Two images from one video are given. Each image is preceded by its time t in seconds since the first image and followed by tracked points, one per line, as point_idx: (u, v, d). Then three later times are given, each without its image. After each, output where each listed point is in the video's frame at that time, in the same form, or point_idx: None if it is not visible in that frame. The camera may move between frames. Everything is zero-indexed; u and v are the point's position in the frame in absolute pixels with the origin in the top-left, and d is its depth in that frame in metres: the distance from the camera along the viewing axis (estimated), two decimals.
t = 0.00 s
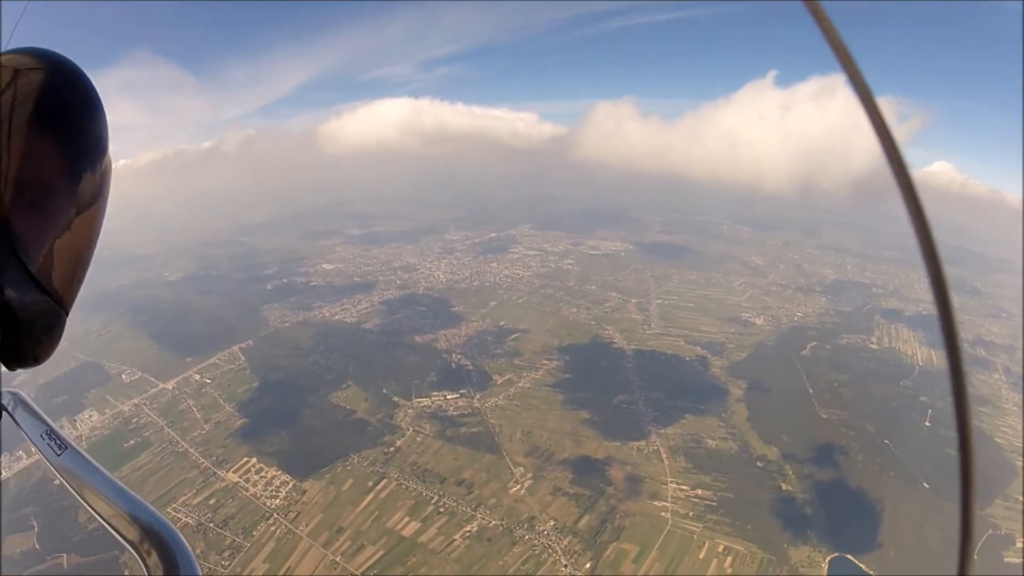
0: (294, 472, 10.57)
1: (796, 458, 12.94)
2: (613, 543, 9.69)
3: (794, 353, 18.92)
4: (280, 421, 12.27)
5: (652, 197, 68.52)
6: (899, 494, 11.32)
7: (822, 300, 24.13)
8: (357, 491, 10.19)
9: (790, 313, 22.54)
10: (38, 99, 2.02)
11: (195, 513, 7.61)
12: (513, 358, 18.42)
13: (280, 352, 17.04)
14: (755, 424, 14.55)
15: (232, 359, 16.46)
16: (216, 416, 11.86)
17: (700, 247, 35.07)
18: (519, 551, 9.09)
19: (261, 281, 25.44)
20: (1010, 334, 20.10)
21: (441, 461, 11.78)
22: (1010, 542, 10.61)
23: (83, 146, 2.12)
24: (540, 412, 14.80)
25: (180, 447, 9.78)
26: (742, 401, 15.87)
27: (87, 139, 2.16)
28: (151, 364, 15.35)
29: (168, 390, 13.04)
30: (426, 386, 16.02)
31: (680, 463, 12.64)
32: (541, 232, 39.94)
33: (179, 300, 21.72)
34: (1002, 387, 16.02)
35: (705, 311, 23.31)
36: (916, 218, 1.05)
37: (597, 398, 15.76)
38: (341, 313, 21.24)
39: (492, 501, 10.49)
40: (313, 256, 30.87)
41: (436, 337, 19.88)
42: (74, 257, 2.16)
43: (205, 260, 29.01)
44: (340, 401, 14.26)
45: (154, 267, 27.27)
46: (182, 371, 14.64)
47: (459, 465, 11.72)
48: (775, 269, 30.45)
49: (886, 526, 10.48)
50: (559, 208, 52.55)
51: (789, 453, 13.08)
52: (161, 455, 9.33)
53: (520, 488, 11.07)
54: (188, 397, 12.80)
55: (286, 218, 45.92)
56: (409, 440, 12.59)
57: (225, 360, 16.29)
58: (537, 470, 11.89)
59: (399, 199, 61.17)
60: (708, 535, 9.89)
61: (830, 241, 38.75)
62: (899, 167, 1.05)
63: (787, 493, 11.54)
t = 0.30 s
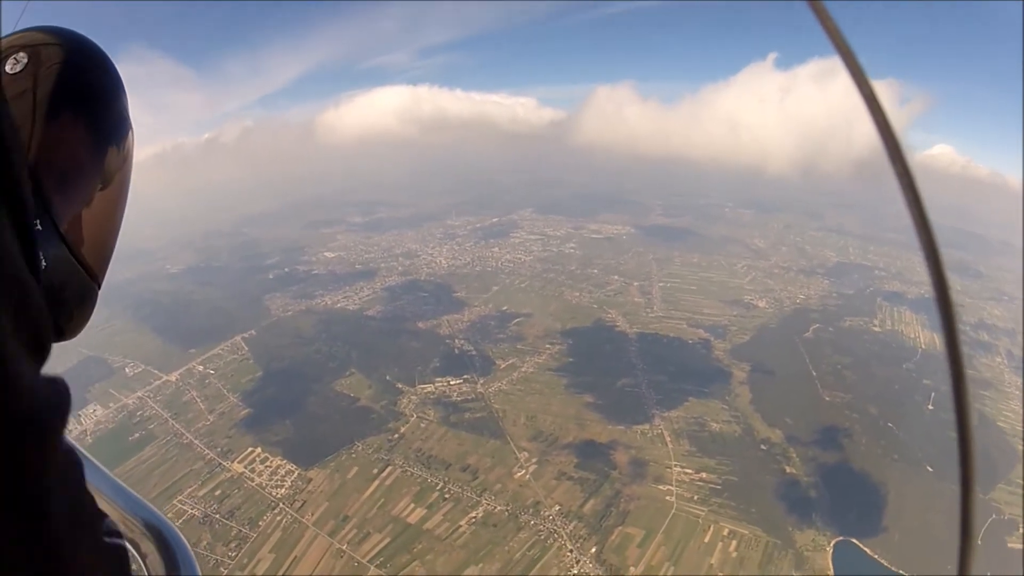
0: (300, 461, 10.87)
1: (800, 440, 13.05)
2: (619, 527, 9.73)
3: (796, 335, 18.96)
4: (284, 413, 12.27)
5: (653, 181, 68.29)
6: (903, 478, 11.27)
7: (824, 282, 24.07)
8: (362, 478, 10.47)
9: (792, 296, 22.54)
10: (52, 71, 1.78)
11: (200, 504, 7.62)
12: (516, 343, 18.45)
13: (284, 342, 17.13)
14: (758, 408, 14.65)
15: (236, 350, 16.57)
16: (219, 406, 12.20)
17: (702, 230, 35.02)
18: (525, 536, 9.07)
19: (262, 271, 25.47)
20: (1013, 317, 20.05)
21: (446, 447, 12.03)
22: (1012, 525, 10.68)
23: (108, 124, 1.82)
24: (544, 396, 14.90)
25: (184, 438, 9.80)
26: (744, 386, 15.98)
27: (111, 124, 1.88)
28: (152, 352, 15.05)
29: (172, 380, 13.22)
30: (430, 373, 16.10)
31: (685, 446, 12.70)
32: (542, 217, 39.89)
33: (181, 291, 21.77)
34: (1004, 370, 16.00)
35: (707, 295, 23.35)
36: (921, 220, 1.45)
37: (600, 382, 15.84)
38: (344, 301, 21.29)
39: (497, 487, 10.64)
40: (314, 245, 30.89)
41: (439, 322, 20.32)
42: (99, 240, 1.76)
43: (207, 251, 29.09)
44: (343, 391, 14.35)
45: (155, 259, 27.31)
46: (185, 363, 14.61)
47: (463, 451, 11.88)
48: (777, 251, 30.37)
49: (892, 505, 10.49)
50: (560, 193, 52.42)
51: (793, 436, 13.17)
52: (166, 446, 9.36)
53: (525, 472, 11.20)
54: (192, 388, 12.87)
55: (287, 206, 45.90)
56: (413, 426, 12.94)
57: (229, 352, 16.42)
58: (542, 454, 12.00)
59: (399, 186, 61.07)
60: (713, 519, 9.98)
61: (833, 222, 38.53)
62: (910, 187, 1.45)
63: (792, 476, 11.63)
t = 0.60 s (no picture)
0: (300, 445, 11.37)
1: (801, 417, 13.04)
2: (621, 505, 9.76)
3: (796, 311, 18.91)
4: (285, 400, 13.01)
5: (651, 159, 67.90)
6: (906, 456, 11.37)
7: (824, 259, 23.94)
8: (365, 461, 10.73)
9: (792, 272, 22.46)
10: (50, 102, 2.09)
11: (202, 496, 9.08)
12: (516, 322, 18.37)
13: (283, 329, 17.12)
14: (760, 383, 14.57)
15: (236, 335, 16.59)
16: (222, 392, 12.95)
17: (701, 207, 34.85)
18: (528, 515, 9.27)
19: (261, 255, 25.43)
20: (1013, 297, 20.01)
21: (448, 428, 12.06)
22: (1012, 504, 10.66)
23: (77, 94, 2.14)
24: (544, 375, 14.89)
25: (186, 428, 11.05)
26: (745, 361, 15.86)
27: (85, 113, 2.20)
28: (153, 345, 15.66)
29: (172, 370, 13.78)
30: (430, 353, 16.05)
31: (686, 424, 12.69)
32: (540, 196, 39.67)
33: (180, 279, 21.81)
34: (1004, 350, 15.94)
35: (707, 270, 23.24)
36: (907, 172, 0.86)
37: (601, 360, 15.83)
38: (343, 283, 21.25)
39: (499, 466, 10.74)
40: (312, 229, 30.81)
41: (439, 303, 19.89)
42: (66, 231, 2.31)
43: (204, 238, 28.98)
44: (344, 372, 14.73)
45: (154, 248, 27.34)
46: (185, 352, 15.09)
47: (465, 432, 11.94)
48: (777, 228, 30.19)
49: (892, 490, 10.38)
50: (558, 172, 51.97)
51: (795, 413, 13.16)
52: (170, 436, 10.66)
53: (528, 452, 11.28)
54: (194, 377, 13.57)
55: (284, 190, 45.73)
56: (414, 408, 12.88)
57: (228, 337, 16.38)
58: (544, 433, 12.04)
59: (397, 166, 60.68)
60: (715, 496, 9.96)
61: (832, 200, 38.28)
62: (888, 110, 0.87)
63: (794, 453, 11.61)
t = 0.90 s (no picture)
0: (313, 435, 11.43)
1: (809, 384, 13.07)
2: (632, 479, 9.82)
3: (800, 279, 18.89)
4: (294, 391, 12.98)
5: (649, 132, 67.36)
6: (914, 422, 11.39)
7: (825, 226, 23.83)
8: (376, 447, 10.80)
9: (794, 240, 22.37)
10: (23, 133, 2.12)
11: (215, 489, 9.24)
12: (520, 300, 18.36)
13: (288, 319, 17.18)
14: (766, 352, 14.60)
15: (241, 328, 16.66)
16: (230, 385, 13.05)
17: (700, 178, 34.64)
18: (540, 494, 9.34)
19: (262, 247, 25.44)
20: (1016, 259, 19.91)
21: (457, 409, 12.12)
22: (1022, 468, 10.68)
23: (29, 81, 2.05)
24: (551, 352, 14.93)
25: (196, 422, 11.21)
26: (751, 330, 15.87)
27: (60, 101, 2.24)
28: (160, 342, 15.75)
29: (180, 367, 13.88)
30: (436, 335, 16.07)
31: (694, 395, 12.73)
32: (539, 174, 39.47)
33: (183, 275, 21.86)
34: (1008, 313, 15.89)
35: (709, 240, 23.16)
36: (889, 160, 1.03)
37: (606, 335, 15.84)
38: (346, 270, 21.25)
39: (510, 445, 10.82)
40: (312, 218, 30.76)
41: (443, 285, 19.83)
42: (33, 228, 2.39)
43: (205, 233, 29.01)
44: (352, 358, 14.80)
45: (156, 247, 27.39)
46: (192, 347, 15.15)
47: (475, 412, 12.00)
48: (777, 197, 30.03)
49: (901, 455, 10.42)
50: (556, 149, 51.64)
51: (802, 380, 13.21)
52: (180, 432, 10.82)
53: (537, 430, 11.36)
54: (201, 371, 13.71)
55: (282, 182, 45.62)
56: (423, 391, 12.96)
57: (234, 331, 16.44)
58: (553, 410, 12.10)
59: (394, 151, 60.44)
60: (726, 467, 10.01)
61: (832, 166, 37.98)
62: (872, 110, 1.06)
63: (803, 422, 11.66)
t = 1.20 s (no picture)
0: (317, 426, 11.44)
1: (813, 380, 13.06)
2: (636, 473, 9.82)
3: (805, 274, 18.85)
4: (298, 382, 13.00)
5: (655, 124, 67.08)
6: (918, 419, 11.36)
7: (830, 221, 23.77)
8: (379, 438, 10.82)
9: (800, 235, 22.31)
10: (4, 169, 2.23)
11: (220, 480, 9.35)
12: (525, 292, 18.35)
13: (292, 309, 17.22)
14: (770, 347, 14.59)
15: (246, 317, 16.69)
16: (234, 375, 13.08)
17: (706, 170, 34.53)
18: (544, 487, 9.36)
19: (268, 235, 25.48)
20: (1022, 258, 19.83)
21: (461, 401, 12.13)
22: None
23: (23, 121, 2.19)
24: (555, 344, 14.93)
25: (200, 413, 11.30)
26: (756, 324, 15.86)
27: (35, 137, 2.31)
28: (165, 332, 15.80)
29: (184, 357, 13.92)
30: (440, 326, 16.08)
31: (698, 389, 12.73)
32: (545, 164, 39.38)
33: (188, 265, 21.92)
34: (1012, 313, 15.84)
35: (715, 232, 23.11)
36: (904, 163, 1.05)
37: (611, 327, 15.83)
38: (351, 260, 21.27)
39: (514, 437, 10.83)
40: (317, 207, 30.77)
41: (448, 276, 19.83)
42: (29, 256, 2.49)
43: (210, 223, 29.07)
44: (356, 349, 14.81)
45: (161, 236, 27.46)
46: (196, 337, 15.19)
47: (479, 404, 12.01)
48: (782, 191, 29.97)
49: (905, 453, 10.38)
50: (561, 140, 51.54)
51: (806, 376, 13.20)
52: (184, 422, 10.94)
53: (541, 422, 11.39)
54: (205, 362, 13.75)
55: (288, 171, 45.64)
56: (427, 382, 12.99)
57: (238, 321, 16.48)
58: (557, 403, 12.11)
59: (400, 141, 60.37)
60: (729, 462, 9.99)
61: (838, 161, 37.83)
62: (882, 101, 1.06)
63: (807, 418, 11.64)
